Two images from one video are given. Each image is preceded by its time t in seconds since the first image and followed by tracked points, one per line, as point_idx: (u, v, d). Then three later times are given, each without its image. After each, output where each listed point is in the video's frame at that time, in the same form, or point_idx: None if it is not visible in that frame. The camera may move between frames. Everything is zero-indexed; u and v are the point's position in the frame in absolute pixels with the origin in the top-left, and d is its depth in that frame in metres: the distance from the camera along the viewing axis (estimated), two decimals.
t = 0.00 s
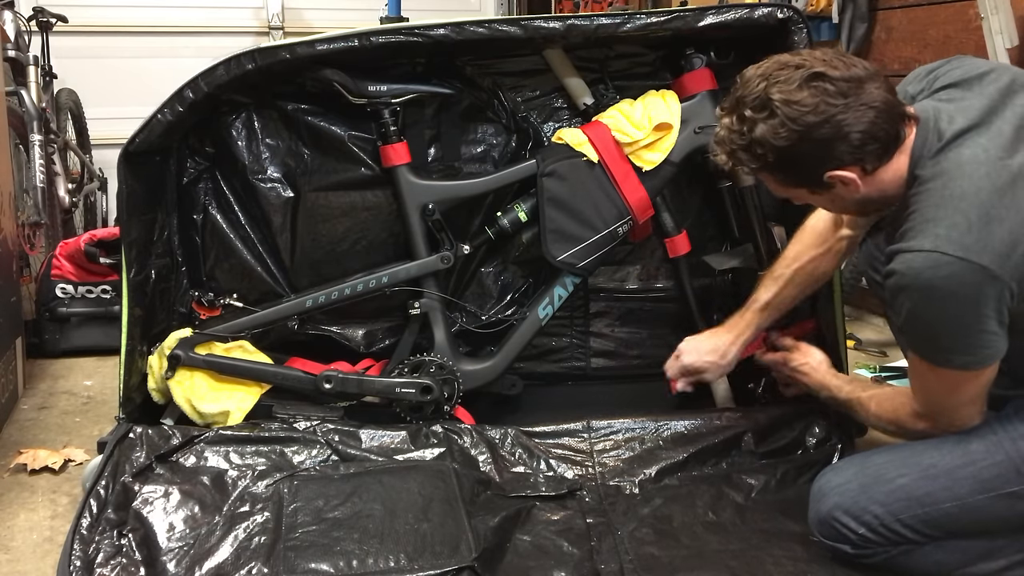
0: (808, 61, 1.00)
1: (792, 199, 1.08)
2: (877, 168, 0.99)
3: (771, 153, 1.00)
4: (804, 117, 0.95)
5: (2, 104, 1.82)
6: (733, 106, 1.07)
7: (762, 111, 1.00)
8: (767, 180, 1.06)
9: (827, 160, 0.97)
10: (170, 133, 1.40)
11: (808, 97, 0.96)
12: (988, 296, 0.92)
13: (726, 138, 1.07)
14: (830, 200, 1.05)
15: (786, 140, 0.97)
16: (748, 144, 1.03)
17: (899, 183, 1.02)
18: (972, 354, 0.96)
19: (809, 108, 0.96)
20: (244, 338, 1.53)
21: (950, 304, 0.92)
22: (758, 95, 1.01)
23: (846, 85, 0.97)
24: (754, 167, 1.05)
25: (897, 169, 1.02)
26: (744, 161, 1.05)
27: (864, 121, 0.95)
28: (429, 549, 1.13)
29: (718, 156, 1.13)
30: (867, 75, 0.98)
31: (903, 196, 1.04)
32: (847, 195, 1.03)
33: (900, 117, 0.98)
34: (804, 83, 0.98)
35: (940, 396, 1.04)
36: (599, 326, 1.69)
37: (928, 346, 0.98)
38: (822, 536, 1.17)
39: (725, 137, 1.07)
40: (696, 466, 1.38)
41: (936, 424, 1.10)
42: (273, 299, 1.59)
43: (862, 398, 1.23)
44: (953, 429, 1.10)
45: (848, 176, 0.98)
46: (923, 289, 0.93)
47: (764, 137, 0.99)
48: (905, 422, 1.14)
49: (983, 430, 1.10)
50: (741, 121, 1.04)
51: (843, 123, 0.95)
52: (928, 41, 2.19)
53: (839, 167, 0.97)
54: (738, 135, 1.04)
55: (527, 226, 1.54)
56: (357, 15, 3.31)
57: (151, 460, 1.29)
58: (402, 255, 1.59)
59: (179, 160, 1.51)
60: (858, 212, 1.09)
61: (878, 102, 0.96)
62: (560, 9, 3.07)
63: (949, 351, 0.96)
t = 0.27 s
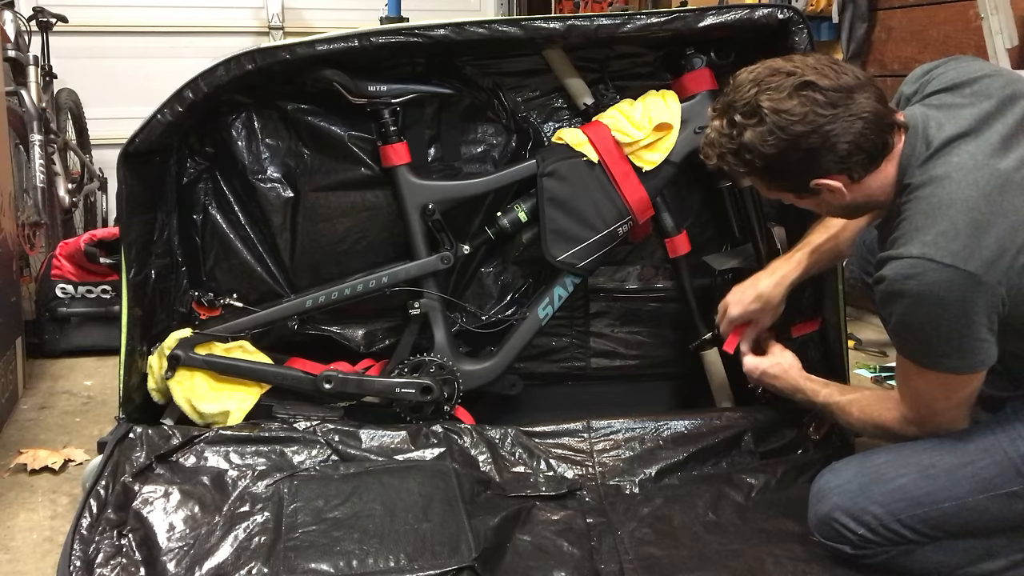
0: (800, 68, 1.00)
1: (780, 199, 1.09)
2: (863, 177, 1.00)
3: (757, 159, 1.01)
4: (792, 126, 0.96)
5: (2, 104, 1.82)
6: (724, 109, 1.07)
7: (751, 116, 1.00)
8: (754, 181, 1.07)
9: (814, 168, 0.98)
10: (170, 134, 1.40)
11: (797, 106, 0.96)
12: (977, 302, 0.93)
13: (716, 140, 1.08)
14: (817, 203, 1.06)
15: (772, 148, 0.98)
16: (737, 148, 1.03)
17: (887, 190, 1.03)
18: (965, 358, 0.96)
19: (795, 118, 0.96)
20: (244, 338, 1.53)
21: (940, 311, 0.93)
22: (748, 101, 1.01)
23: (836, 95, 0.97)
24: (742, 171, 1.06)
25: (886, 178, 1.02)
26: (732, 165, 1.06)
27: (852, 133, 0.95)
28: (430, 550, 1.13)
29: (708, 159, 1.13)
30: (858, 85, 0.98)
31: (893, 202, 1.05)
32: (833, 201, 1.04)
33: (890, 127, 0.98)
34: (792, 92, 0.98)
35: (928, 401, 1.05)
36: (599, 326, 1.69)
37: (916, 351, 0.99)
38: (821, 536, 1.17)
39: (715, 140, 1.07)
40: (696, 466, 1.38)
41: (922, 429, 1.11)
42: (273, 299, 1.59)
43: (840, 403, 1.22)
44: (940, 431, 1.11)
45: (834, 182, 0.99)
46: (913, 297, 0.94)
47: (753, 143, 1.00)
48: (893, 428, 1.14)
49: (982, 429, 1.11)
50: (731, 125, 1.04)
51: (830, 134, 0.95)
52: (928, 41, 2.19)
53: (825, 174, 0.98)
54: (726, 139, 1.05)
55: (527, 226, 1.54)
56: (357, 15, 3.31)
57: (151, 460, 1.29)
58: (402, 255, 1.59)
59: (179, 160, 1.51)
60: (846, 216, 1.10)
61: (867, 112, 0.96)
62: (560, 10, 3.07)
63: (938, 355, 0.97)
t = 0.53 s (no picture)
0: (794, 78, 1.03)
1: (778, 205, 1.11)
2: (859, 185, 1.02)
3: (752, 169, 1.04)
4: (785, 136, 0.99)
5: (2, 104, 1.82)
6: (720, 118, 1.10)
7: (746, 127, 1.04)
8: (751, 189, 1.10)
9: (808, 176, 1.00)
10: (170, 134, 1.40)
11: (790, 115, 0.99)
12: (968, 304, 0.93)
13: (713, 149, 1.11)
14: (814, 209, 1.08)
15: (766, 157, 1.01)
16: (733, 158, 1.06)
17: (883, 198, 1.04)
18: (959, 360, 0.96)
19: (788, 127, 0.99)
20: (244, 338, 1.53)
21: (929, 313, 0.93)
22: (743, 110, 1.05)
23: (829, 104, 0.99)
24: (738, 180, 1.09)
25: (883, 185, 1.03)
26: (728, 174, 1.09)
27: (845, 140, 0.97)
28: (429, 550, 1.13)
29: (705, 167, 1.15)
30: (851, 94, 1.00)
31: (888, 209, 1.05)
32: (829, 207, 1.06)
33: (885, 134, 1.00)
34: (785, 102, 1.01)
35: (921, 403, 1.06)
36: (599, 326, 1.69)
37: (910, 352, 0.99)
38: (821, 537, 1.17)
39: (712, 150, 1.11)
40: (696, 466, 1.38)
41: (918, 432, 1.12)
42: (273, 299, 1.59)
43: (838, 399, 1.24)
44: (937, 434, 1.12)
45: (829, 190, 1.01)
46: (903, 299, 0.94)
47: (747, 152, 1.03)
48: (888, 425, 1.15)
49: (984, 432, 1.10)
50: (726, 135, 1.07)
51: (823, 141, 0.97)
52: (929, 41, 2.19)
53: (819, 182, 1.01)
54: (722, 149, 1.08)
55: (527, 226, 1.54)
56: (357, 15, 3.31)
57: (151, 460, 1.29)
58: (402, 255, 1.59)
59: (180, 160, 1.51)
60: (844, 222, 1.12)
61: (861, 121, 0.98)
62: (560, 9, 3.08)
63: (931, 357, 0.98)
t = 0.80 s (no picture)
0: (793, 82, 1.03)
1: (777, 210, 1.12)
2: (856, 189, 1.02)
3: (753, 172, 1.04)
4: (786, 139, 0.99)
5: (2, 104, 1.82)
6: (719, 123, 1.10)
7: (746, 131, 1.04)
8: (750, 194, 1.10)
9: (809, 179, 1.01)
10: (170, 134, 1.40)
11: (790, 118, 0.99)
12: (965, 303, 0.93)
13: (712, 154, 1.11)
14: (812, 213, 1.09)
15: (767, 160, 1.01)
16: (732, 161, 1.06)
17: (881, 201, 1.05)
18: (958, 358, 0.96)
19: (790, 131, 0.99)
20: (244, 338, 1.53)
21: (925, 312, 0.93)
22: (743, 114, 1.05)
23: (828, 107, 1.00)
24: (738, 184, 1.09)
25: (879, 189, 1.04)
26: (728, 179, 1.09)
27: (845, 143, 0.98)
28: (429, 550, 1.13)
29: (704, 174, 1.15)
30: (850, 98, 1.01)
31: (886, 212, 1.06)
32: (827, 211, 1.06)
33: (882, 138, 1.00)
34: (785, 106, 1.01)
35: (921, 403, 1.05)
36: (599, 326, 1.69)
37: (907, 351, 0.99)
38: (822, 537, 1.17)
39: (710, 154, 1.11)
40: (696, 466, 1.38)
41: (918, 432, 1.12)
42: (273, 299, 1.59)
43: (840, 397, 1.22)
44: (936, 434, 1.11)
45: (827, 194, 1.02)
46: (899, 299, 0.94)
47: (747, 156, 1.03)
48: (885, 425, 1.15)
49: (987, 433, 1.10)
50: (726, 139, 1.07)
51: (825, 144, 0.98)
52: (929, 41, 2.18)
53: (818, 186, 1.01)
54: (722, 154, 1.08)
55: (526, 226, 1.54)
56: (356, 15, 3.31)
57: (151, 460, 1.29)
58: (402, 255, 1.59)
59: (179, 160, 1.51)
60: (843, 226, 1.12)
61: (860, 123, 0.99)
62: (559, 10, 3.08)
63: (928, 356, 0.97)
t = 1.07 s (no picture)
0: (776, 95, 1.03)
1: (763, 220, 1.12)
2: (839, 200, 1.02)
3: (736, 184, 1.05)
4: (767, 152, 0.99)
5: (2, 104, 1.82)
6: (704, 134, 1.10)
7: (729, 143, 1.04)
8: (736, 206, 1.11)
9: (791, 191, 1.01)
10: (170, 134, 1.40)
11: (772, 132, 0.99)
12: (941, 312, 0.93)
13: (696, 165, 1.11)
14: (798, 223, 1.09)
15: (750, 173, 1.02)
16: (717, 172, 1.07)
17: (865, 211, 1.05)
18: (939, 361, 0.96)
19: (771, 144, 0.99)
20: (244, 338, 1.53)
21: (903, 322, 0.94)
22: (727, 127, 1.05)
23: (809, 121, 0.99)
24: (722, 194, 1.09)
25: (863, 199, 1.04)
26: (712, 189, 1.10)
27: (826, 156, 0.98)
28: (429, 550, 1.13)
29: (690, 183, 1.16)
30: (831, 111, 1.01)
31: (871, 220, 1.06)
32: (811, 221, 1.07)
33: (864, 150, 1.00)
34: (768, 119, 1.01)
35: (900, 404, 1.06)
36: (599, 326, 1.69)
37: (889, 359, 1.00)
38: (822, 537, 1.17)
39: (695, 165, 1.11)
40: (697, 466, 1.38)
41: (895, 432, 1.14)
42: (273, 299, 1.59)
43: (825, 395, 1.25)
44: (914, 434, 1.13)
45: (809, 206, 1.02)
46: (876, 310, 0.95)
47: (731, 168, 1.04)
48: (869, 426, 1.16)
49: (984, 432, 1.10)
50: (710, 151, 1.08)
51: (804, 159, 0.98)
52: (929, 41, 2.18)
53: (800, 198, 1.01)
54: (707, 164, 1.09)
55: (526, 226, 1.54)
56: (357, 15, 3.31)
57: (151, 460, 1.29)
58: (402, 254, 1.59)
59: (179, 160, 1.51)
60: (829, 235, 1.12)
61: (841, 137, 0.98)
62: (559, 9, 3.08)
63: (907, 363, 0.98)
